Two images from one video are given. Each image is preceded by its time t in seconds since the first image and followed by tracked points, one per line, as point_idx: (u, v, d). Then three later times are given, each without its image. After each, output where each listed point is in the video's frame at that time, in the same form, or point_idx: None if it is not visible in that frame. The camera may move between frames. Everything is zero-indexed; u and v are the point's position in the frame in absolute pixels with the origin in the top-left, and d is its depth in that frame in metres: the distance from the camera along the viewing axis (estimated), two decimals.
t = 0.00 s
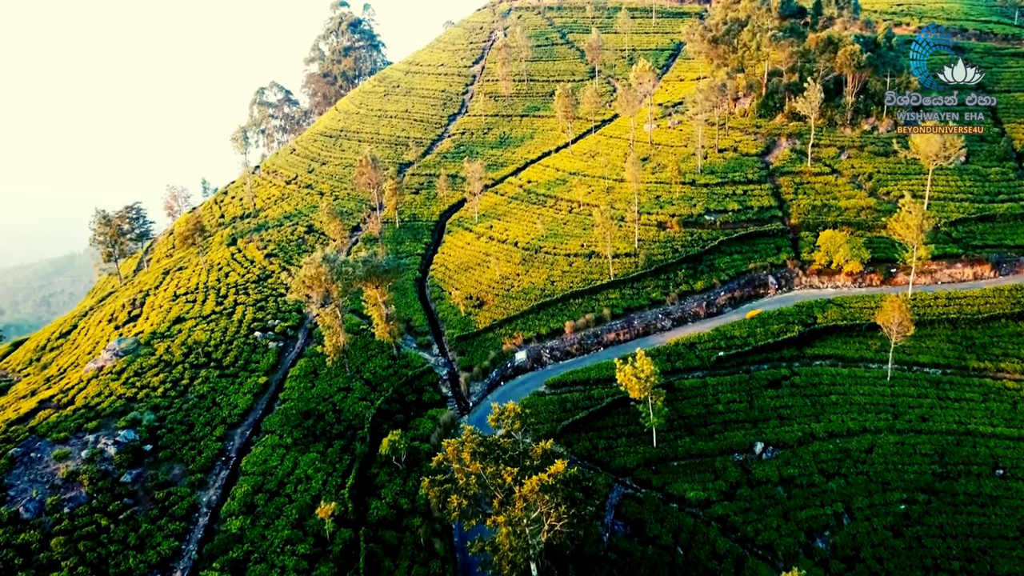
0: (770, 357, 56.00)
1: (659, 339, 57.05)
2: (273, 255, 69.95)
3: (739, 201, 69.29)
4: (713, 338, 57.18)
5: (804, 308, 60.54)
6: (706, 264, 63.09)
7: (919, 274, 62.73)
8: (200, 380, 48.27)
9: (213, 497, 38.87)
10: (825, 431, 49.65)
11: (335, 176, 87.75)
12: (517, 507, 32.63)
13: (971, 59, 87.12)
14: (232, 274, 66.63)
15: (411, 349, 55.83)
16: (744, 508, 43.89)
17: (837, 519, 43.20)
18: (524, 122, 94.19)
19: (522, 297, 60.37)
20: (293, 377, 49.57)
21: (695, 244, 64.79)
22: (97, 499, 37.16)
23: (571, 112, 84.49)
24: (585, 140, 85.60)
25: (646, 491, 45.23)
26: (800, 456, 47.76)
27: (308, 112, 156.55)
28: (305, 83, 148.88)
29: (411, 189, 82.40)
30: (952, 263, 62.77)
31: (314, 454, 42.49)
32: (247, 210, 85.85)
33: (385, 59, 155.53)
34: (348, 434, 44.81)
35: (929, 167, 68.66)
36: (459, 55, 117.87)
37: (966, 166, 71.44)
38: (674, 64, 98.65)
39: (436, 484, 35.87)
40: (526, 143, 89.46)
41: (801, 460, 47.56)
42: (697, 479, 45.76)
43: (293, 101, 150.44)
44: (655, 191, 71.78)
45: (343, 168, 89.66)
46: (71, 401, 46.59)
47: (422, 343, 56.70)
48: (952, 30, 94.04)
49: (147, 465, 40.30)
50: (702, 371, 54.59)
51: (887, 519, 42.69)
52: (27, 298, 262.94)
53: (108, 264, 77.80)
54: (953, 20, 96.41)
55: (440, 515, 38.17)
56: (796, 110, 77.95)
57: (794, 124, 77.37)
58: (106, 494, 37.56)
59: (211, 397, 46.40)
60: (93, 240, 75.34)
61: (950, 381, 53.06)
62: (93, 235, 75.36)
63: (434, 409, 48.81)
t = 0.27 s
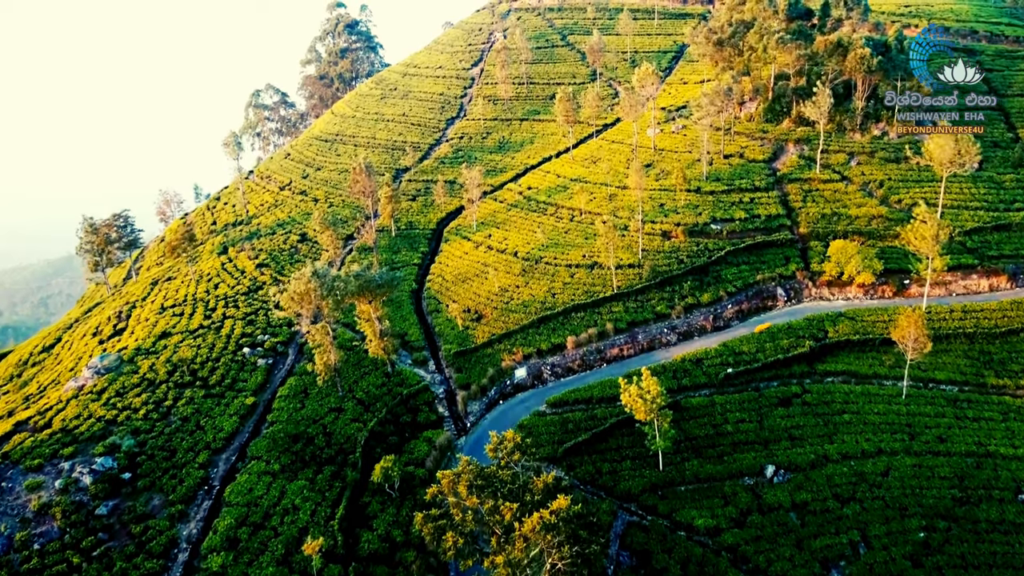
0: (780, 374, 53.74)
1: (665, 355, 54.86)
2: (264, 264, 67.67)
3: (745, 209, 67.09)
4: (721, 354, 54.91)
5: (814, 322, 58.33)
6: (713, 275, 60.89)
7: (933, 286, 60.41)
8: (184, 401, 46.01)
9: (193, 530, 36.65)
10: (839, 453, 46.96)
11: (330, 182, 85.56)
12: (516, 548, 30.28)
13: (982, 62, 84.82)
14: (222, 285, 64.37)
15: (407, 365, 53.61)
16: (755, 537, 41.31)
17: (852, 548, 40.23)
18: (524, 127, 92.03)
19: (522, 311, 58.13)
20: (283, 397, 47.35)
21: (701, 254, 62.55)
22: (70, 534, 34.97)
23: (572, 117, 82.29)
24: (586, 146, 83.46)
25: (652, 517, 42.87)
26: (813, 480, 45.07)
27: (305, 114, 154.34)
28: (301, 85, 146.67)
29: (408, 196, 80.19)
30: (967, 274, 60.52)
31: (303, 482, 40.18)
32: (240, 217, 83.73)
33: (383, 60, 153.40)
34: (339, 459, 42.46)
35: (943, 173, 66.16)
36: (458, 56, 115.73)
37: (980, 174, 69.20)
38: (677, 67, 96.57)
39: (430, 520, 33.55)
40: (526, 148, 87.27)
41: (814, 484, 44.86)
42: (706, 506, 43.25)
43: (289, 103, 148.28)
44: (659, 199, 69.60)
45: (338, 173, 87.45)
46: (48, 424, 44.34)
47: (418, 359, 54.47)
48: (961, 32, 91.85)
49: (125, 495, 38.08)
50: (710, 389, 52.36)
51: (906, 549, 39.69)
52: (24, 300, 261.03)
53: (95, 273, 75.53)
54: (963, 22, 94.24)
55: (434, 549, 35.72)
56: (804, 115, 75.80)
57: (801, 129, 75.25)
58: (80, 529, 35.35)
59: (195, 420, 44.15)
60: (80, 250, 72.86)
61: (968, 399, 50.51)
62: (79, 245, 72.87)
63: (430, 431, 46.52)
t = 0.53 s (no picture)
0: (791, 392, 51.38)
1: (671, 372, 52.59)
2: (256, 275, 65.50)
3: (753, 218, 64.87)
4: (730, 371, 52.65)
5: (826, 336, 56.05)
6: (720, 287, 58.67)
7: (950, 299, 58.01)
8: (167, 424, 43.85)
9: (171, 568, 34.62)
10: (854, 477, 44.02)
11: (325, 188, 83.37)
12: None
13: (995, 66, 82.51)
14: (211, 296, 62.20)
15: (402, 384, 51.35)
16: (767, 568, 38.10)
17: None
18: (524, 131, 89.85)
19: (522, 325, 55.87)
20: (271, 419, 45.11)
21: (708, 265, 60.30)
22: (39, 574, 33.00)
23: (573, 121, 80.11)
24: (588, 151, 81.31)
25: (659, 547, 40.10)
26: (827, 506, 42.04)
27: (302, 116, 152.32)
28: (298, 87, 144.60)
29: (405, 203, 77.92)
30: (985, 286, 58.11)
31: (290, 512, 37.94)
32: (233, 224, 81.57)
33: (381, 62, 151.20)
34: (329, 486, 40.22)
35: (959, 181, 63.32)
36: (457, 58, 113.53)
37: (996, 181, 66.85)
38: (681, 70, 94.43)
39: (423, 559, 31.23)
40: (526, 153, 85.05)
41: (828, 511, 41.83)
42: (715, 535, 40.32)
43: (285, 106, 146.29)
44: (663, 207, 67.44)
45: (333, 179, 85.30)
46: (24, 449, 42.20)
47: (413, 377, 52.23)
48: (973, 35, 89.57)
49: (100, 529, 36.08)
50: (719, 409, 50.07)
51: None
52: (24, 301, 260.13)
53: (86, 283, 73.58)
54: (974, 24, 91.97)
55: None
56: (812, 120, 73.62)
57: (810, 134, 73.08)
58: (50, 567, 33.37)
59: (178, 445, 41.99)
60: (68, 259, 70.81)
61: (988, 420, 47.63)
62: (68, 254, 70.82)
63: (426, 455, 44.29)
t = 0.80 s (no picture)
0: (802, 412, 49.04)
1: (677, 390, 50.36)
2: (247, 285, 63.33)
3: (761, 227, 62.68)
4: (739, 389, 50.41)
5: (838, 352, 53.80)
6: (728, 300, 56.52)
7: (967, 312, 55.69)
8: (148, 449, 41.69)
9: None
10: (870, 503, 41.11)
11: (320, 195, 81.21)
12: None
13: (1008, 69, 80.16)
14: (200, 309, 60.05)
15: (396, 403, 49.08)
16: None
17: None
18: (524, 135, 87.68)
19: (522, 341, 53.61)
20: (258, 443, 42.93)
21: (714, 277, 58.08)
22: None
23: (574, 126, 77.91)
24: (590, 156, 79.16)
25: None
26: (843, 535, 39.02)
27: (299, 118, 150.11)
28: (294, 89, 142.36)
29: (401, 210, 75.72)
30: (1002, 299, 55.79)
31: (275, 546, 35.75)
32: (225, 232, 79.44)
33: (379, 63, 149.03)
34: (318, 516, 38.04)
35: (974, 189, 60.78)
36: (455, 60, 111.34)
37: (1012, 189, 64.57)
38: (684, 72, 92.23)
39: None
40: (526, 158, 82.84)
41: (844, 540, 38.78)
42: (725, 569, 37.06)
43: (282, 108, 144.07)
44: (668, 215, 65.28)
45: (328, 185, 83.15)
46: None
47: (409, 395, 50.00)
48: (985, 37, 87.23)
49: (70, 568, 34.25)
50: (728, 429, 47.77)
51: None
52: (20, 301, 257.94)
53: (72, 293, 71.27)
54: (986, 26, 89.63)
55: None
56: (821, 125, 71.47)
57: (819, 140, 70.93)
58: None
59: (159, 472, 39.87)
60: (53, 268, 68.50)
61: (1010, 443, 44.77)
62: (52, 264, 68.51)
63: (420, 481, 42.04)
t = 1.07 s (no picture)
0: (815, 433, 46.55)
1: (684, 410, 48.04)
2: (237, 297, 61.12)
3: (769, 237, 60.50)
4: (748, 409, 48.13)
5: (851, 369, 51.45)
6: (735, 314, 54.32)
7: (985, 327, 53.34)
8: (125, 477, 39.51)
9: None
10: (888, 532, 38.26)
11: (314, 201, 79.06)
12: None
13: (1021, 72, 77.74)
14: (188, 322, 57.86)
15: (389, 425, 46.79)
16: None
17: None
18: (523, 139, 85.50)
19: (520, 357, 51.37)
20: (242, 470, 40.75)
21: (721, 290, 55.89)
22: None
23: (575, 131, 75.73)
24: (591, 162, 76.99)
25: None
26: (860, 567, 36.12)
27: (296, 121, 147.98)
28: (290, 91, 140.23)
29: (397, 218, 73.52)
30: (1021, 313, 53.44)
31: None
32: (216, 239, 77.24)
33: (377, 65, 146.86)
34: (304, 551, 35.89)
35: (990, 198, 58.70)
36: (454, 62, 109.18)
37: None
38: (688, 75, 90.09)
39: None
40: (525, 164, 80.64)
41: (862, 572, 35.89)
42: None
43: (278, 110, 141.91)
44: (672, 225, 63.13)
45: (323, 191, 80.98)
46: None
47: (402, 416, 47.73)
48: (997, 38, 84.84)
49: None
50: (738, 453, 45.30)
51: None
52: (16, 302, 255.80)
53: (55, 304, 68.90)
54: (998, 28, 87.25)
55: None
56: (830, 130, 69.32)
57: (828, 146, 68.82)
58: None
59: (135, 503, 37.73)
60: (35, 279, 66.10)
61: None
62: (34, 274, 66.15)
63: (412, 510, 39.68)
